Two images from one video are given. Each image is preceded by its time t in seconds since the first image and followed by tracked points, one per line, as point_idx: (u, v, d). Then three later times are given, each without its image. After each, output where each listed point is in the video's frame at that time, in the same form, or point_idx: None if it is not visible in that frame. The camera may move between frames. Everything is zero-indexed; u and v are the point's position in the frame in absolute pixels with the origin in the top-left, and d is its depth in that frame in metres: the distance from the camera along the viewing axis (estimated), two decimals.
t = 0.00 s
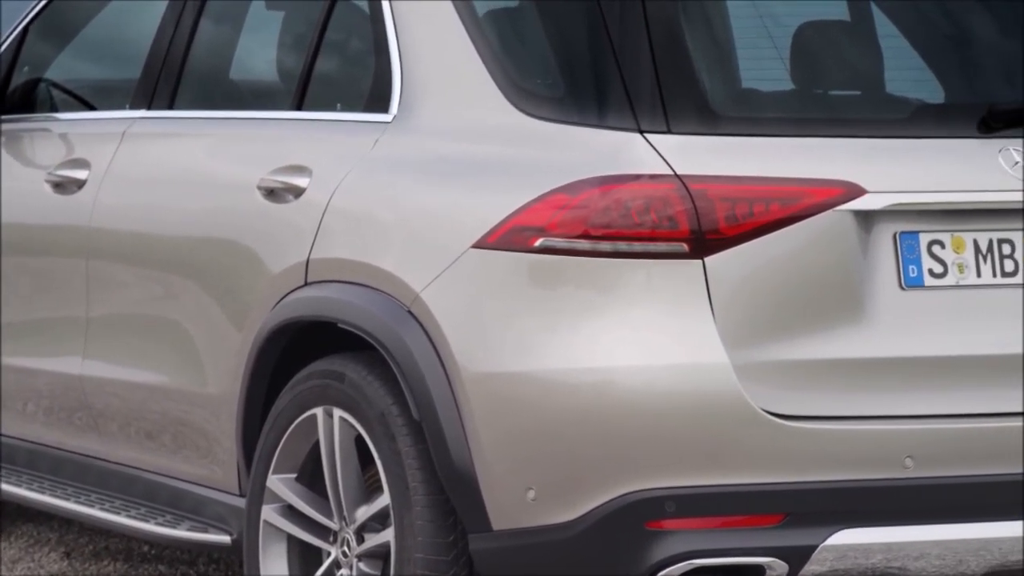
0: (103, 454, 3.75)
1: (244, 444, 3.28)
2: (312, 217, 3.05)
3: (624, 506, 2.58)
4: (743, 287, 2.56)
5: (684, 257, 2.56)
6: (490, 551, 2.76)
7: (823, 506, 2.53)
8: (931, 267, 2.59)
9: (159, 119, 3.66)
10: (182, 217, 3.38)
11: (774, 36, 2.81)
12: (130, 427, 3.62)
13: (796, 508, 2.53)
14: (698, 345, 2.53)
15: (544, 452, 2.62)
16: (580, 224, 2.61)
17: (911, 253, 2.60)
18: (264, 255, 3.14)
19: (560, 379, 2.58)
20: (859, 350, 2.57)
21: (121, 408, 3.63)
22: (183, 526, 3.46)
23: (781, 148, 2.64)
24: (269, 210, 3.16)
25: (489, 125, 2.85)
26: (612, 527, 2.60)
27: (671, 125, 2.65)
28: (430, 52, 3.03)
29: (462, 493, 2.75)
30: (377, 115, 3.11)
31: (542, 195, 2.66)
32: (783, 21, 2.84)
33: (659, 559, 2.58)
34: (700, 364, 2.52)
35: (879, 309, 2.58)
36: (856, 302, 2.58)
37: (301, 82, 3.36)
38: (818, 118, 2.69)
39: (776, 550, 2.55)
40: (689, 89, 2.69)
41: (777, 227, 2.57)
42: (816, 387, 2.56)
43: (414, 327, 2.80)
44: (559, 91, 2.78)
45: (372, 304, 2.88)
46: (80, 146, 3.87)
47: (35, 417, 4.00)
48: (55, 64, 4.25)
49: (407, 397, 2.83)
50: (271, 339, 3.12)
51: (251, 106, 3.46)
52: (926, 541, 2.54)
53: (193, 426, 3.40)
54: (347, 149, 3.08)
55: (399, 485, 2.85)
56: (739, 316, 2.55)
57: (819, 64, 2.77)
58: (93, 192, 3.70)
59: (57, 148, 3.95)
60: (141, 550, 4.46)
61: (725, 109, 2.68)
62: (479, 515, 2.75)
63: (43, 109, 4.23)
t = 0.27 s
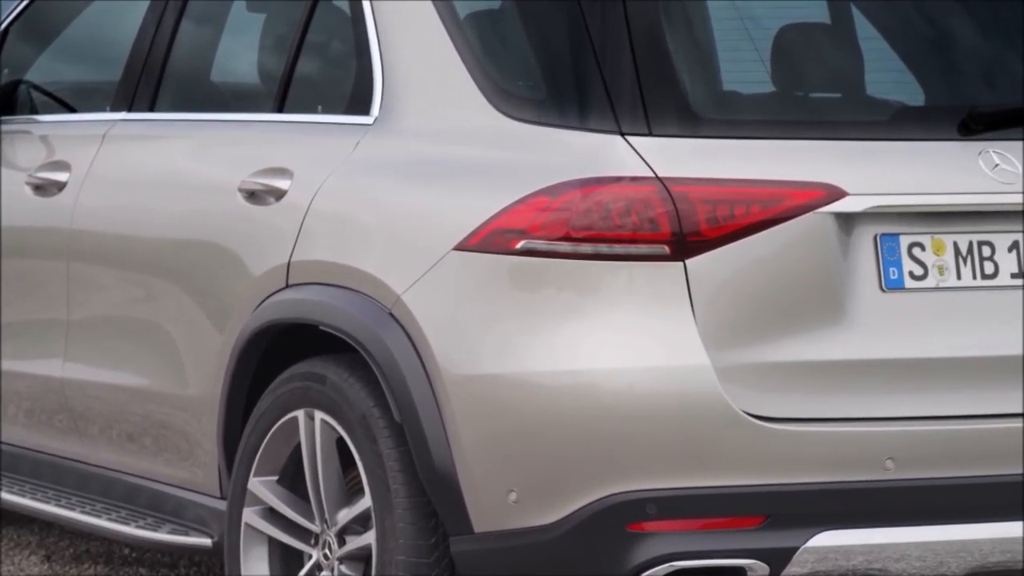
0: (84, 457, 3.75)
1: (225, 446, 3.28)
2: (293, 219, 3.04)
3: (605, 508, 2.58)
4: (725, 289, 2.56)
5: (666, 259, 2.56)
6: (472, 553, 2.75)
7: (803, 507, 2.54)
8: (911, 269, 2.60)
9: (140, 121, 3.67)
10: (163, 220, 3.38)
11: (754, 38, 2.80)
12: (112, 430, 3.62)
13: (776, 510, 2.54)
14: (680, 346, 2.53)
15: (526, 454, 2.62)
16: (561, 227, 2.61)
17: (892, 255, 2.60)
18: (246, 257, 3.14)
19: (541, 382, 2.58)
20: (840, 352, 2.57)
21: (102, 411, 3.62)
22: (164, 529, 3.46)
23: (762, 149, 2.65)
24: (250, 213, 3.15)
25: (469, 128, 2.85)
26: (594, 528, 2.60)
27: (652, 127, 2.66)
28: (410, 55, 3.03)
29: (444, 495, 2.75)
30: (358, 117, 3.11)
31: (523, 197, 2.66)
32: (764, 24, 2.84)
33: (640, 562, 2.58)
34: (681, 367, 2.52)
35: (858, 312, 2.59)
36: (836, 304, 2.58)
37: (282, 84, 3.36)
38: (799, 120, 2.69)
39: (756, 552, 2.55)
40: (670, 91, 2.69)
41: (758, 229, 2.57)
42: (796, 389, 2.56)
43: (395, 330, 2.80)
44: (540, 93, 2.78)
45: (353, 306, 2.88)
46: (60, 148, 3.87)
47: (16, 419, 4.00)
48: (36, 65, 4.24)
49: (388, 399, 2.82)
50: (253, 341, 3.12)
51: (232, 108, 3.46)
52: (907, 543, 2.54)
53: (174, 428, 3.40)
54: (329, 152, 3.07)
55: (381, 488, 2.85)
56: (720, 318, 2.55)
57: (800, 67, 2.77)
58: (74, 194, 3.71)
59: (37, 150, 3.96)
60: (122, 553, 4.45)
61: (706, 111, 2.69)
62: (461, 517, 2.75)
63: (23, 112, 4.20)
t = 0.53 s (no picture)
0: (61, 460, 3.74)
1: (203, 450, 3.27)
2: (271, 222, 3.04)
3: (583, 511, 2.58)
4: (703, 291, 2.56)
5: (644, 262, 2.57)
6: (450, 556, 2.75)
7: (780, 510, 2.54)
8: (888, 271, 2.61)
9: (117, 124, 3.67)
10: (140, 223, 3.38)
11: (732, 41, 2.81)
12: (89, 432, 3.62)
13: (753, 512, 2.54)
14: (657, 349, 2.54)
15: (503, 457, 2.62)
16: (539, 230, 2.61)
17: (869, 258, 2.61)
18: (224, 260, 3.13)
19: (519, 384, 2.58)
20: (817, 354, 2.58)
21: (80, 415, 3.62)
22: (142, 532, 3.45)
23: (740, 152, 2.65)
24: (228, 216, 3.15)
25: (447, 131, 2.85)
26: (571, 531, 2.60)
27: (631, 130, 2.66)
28: (388, 57, 3.03)
29: (422, 498, 2.75)
30: (336, 120, 3.11)
31: (501, 200, 2.66)
32: (741, 27, 2.84)
33: (619, 564, 2.58)
34: (659, 369, 2.52)
35: (835, 315, 2.59)
36: (814, 307, 2.59)
37: (259, 86, 3.35)
38: (777, 123, 2.70)
39: (734, 554, 2.56)
40: (648, 94, 2.69)
41: (735, 232, 2.58)
42: (774, 392, 2.56)
43: (374, 333, 2.79)
44: (519, 96, 2.78)
45: (332, 309, 2.87)
46: (38, 151, 3.87)
47: None
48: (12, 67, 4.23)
49: (367, 402, 2.82)
50: (232, 344, 3.12)
51: (210, 111, 3.46)
52: (884, 545, 2.55)
53: (152, 431, 3.40)
54: (307, 155, 3.07)
55: (359, 491, 2.84)
56: (698, 321, 2.56)
57: (777, 70, 2.78)
58: (51, 197, 3.70)
59: (15, 153, 3.96)
60: (99, 557, 4.44)
61: (684, 115, 2.69)
62: (439, 520, 2.75)
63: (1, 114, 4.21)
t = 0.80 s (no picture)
0: (38, 465, 3.74)
1: (180, 455, 3.27)
2: (249, 227, 3.03)
3: (560, 516, 2.58)
4: (681, 296, 2.57)
5: (622, 267, 2.57)
6: (427, 561, 2.75)
7: (757, 514, 2.54)
8: (865, 276, 2.61)
9: (93, 129, 3.67)
10: (117, 228, 3.37)
11: (709, 47, 2.82)
12: (67, 438, 3.61)
13: (730, 517, 2.54)
14: (635, 354, 2.54)
15: (481, 462, 2.62)
16: (517, 235, 2.61)
17: (846, 263, 2.62)
18: (201, 265, 3.13)
19: (496, 389, 2.58)
20: (794, 359, 2.58)
21: (57, 420, 3.62)
22: (118, 538, 3.44)
23: (717, 157, 2.66)
24: (205, 221, 3.14)
25: (424, 136, 2.85)
26: (547, 536, 2.60)
27: (608, 135, 2.66)
28: (365, 63, 3.02)
29: (399, 503, 2.75)
30: (314, 125, 3.11)
31: (479, 204, 2.66)
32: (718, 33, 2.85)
33: (597, 569, 2.58)
34: (637, 374, 2.53)
35: (811, 320, 2.60)
36: (791, 311, 2.59)
37: (236, 91, 3.35)
38: (753, 128, 2.70)
39: (710, 559, 2.56)
40: (626, 100, 2.70)
41: (713, 237, 2.58)
42: (750, 397, 2.57)
43: (351, 338, 2.79)
44: (497, 101, 2.78)
45: (311, 314, 2.87)
46: (14, 156, 3.87)
47: None
48: None
49: (345, 407, 2.82)
50: (209, 349, 3.11)
51: (187, 116, 3.45)
52: (862, 549, 2.55)
53: (129, 437, 3.39)
54: (285, 159, 3.07)
55: (337, 496, 2.84)
56: (677, 326, 2.56)
57: (754, 75, 2.79)
58: (27, 202, 3.70)
59: None
60: (76, 563, 4.43)
61: (662, 120, 2.69)
62: (417, 525, 2.75)
63: None
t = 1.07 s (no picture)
0: (18, 472, 3.74)
1: (162, 461, 3.26)
2: (230, 233, 3.03)
3: (542, 522, 2.58)
4: (662, 302, 2.57)
5: (604, 273, 2.57)
6: (409, 567, 2.75)
7: (738, 519, 2.55)
8: (847, 282, 2.62)
9: (73, 134, 3.67)
10: (97, 234, 3.37)
11: (691, 53, 2.82)
12: (47, 445, 3.61)
13: (712, 523, 2.55)
14: (616, 360, 2.54)
15: (463, 468, 2.62)
16: (499, 240, 2.61)
17: (827, 268, 2.62)
18: (183, 271, 3.12)
19: (478, 395, 2.57)
20: (776, 365, 2.58)
21: (37, 426, 3.62)
22: (99, 545, 3.44)
23: (699, 163, 2.66)
24: (186, 227, 3.14)
25: (406, 142, 2.85)
26: (529, 542, 2.60)
27: (590, 141, 2.66)
28: (348, 68, 3.02)
29: (381, 509, 2.75)
30: (295, 131, 3.10)
31: (461, 210, 2.66)
32: (699, 39, 2.85)
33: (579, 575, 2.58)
34: (618, 380, 2.53)
35: (792, 326, 2.60)
36: (772, 317, 2.60)
37: (218, 97, 3.35)
38: (734, 134, 2.71)
39: (691, 565, 2.56)
40: (608, 106, 2.70)
41: (694, 243, 2.58)
42: (732, 403, 2.57)
43: (333, 344, 2.79)
44: (479, 107, 2.78)
45: (293, 321, 2.87)
46: None
47: None
48: None
49: (326, 413, 2.81)
50: (191, 355, 3.11)
51: (168, 122, 3.45)
52: (843, 555, 2.56)
53: (111, 444, 3.39)
54: (267, 165, 3.06)
55: (318, 502, 2.84)
56: (659, 332, 2.56)
57: (735, 81, 2.80)
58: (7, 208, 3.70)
59: None
60: (56, 570, 4.41)
61: (643, 125, 2.70)
62: (399, 531, 2.74)
63: None
